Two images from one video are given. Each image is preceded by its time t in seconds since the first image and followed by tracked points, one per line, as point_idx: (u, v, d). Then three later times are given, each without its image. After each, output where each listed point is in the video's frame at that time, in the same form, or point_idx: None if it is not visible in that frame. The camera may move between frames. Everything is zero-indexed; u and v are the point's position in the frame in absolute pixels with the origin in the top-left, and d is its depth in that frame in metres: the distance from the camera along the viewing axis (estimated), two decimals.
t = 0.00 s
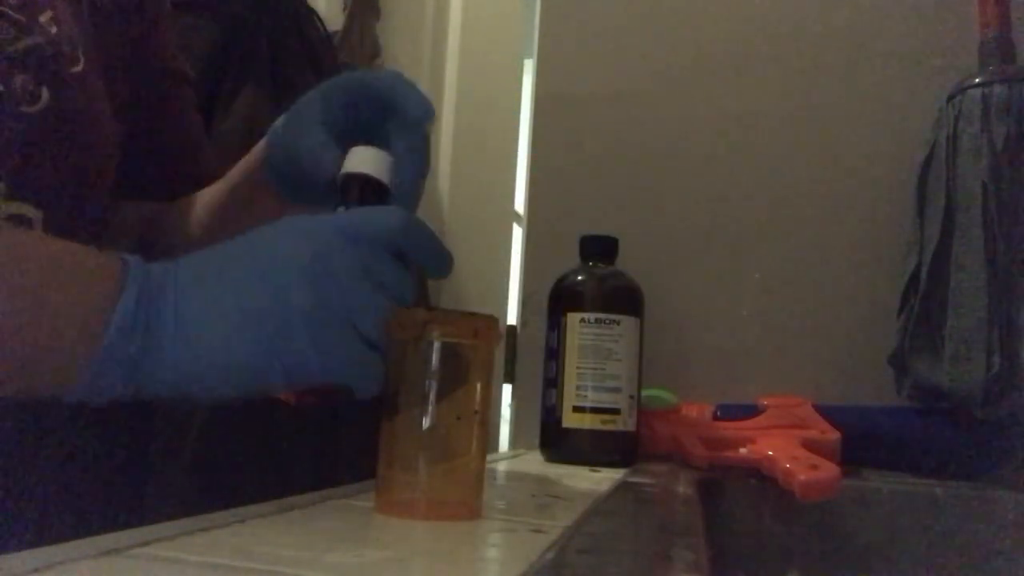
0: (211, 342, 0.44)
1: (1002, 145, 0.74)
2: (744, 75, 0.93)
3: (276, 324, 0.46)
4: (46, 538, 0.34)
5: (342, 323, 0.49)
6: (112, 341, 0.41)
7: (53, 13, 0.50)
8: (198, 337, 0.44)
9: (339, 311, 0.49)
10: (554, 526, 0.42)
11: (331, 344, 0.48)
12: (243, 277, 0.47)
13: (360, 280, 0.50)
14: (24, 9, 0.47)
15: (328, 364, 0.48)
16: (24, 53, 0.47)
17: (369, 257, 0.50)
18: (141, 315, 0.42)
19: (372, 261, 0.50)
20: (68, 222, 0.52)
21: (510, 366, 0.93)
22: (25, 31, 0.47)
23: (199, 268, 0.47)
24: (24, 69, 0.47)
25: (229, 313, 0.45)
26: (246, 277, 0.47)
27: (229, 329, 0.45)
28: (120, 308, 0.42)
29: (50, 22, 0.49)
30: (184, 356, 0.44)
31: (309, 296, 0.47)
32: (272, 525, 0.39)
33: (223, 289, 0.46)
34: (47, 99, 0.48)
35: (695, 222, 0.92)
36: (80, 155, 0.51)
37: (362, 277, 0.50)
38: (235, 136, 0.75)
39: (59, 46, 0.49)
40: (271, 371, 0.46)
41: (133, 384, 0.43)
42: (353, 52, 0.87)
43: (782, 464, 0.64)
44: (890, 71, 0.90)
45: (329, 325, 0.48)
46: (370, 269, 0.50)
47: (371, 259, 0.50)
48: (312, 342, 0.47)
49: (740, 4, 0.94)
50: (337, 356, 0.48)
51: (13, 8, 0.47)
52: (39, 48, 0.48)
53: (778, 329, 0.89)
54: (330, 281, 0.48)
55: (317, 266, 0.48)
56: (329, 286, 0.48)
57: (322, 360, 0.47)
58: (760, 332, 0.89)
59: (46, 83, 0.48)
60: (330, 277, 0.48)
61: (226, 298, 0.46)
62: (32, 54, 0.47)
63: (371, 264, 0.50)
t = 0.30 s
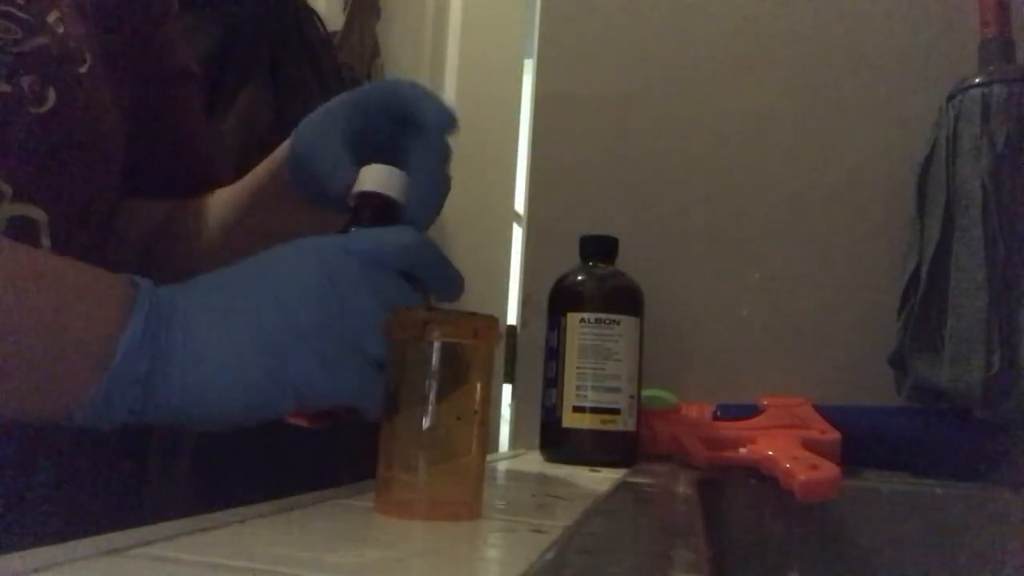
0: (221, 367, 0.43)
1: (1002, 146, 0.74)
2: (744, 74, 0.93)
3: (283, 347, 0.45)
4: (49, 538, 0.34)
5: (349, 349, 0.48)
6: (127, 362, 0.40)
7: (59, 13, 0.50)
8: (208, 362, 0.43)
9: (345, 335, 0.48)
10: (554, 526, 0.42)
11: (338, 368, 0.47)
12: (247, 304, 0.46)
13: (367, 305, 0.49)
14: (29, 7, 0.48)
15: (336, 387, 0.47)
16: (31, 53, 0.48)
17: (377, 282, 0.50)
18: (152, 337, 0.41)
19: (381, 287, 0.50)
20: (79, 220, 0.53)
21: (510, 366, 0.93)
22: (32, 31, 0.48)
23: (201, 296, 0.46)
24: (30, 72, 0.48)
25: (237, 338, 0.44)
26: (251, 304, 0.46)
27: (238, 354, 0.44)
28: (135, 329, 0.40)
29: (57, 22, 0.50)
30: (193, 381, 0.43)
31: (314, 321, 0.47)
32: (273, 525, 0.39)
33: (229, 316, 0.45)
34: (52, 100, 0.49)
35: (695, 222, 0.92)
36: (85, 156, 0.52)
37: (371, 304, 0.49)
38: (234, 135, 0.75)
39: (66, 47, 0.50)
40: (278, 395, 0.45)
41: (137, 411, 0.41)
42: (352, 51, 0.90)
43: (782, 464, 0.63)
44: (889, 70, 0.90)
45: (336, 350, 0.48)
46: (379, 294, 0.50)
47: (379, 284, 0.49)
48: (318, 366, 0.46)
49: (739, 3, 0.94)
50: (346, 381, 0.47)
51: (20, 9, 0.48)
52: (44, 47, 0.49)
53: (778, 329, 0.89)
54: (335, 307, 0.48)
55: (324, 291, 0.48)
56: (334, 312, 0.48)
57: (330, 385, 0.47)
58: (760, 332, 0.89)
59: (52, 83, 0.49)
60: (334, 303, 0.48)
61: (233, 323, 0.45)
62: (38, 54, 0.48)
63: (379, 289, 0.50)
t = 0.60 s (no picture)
0: (229, 366, 0.44)
1: (1002, 146, 0.74)
2: (745, 74, 0.93)
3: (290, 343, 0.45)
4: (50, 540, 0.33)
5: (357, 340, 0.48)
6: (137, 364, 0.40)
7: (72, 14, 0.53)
8: (216, 360, 0.43)
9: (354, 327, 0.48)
10: (554, 526, 0.42)
11: (347, 360, 0.47)
12: (253, 299, 0.46)
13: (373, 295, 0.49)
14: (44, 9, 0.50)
15: (347, 380, 0.47)
16: (42, 53, 0.49)
17: (382, 271, 0.49)
18: (162, 339, 0.42)
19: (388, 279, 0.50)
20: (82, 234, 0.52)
21: (510, 366, 0.93)
22: (45, 30, 0.50)
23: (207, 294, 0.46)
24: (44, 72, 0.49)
25: (245, 336, 0.45)
26: (257, 299, 0.46)
27: (244, 352, 0.44)
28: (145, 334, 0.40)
29: (70, 21, 0.52)
30: (203, 381, 0.43)
31: (321, 316, 0.47)
32: (272, 525, 0.39)
33: (237, 314, 0.45)
34: (64, 100, 0.50)
35: (695, 222, 0.92)
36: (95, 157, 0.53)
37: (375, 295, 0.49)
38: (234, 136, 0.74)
39: (78, 47, 0.52)
40: (285, 392, 0.46)
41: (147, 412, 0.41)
42: (354, 52, 0.87)
43: (782, 465, 0.64)
44: (890, 70, 0.90)
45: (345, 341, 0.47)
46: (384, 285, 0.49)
47: (382, 272, 0.49)
48: (325, 359, 0.46)
49: (740, 3, 0.94)
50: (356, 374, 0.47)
51: (35, 9, 0.50)
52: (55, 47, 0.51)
53: (779, 329, 0.89)
54: (342, 299, 0.48)
55: (330, 283, 0.48)
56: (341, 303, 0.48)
57: (337, 378, 0.47)
58: (760, 332, 0.89)
59: (63, 84, 0.50)
60: (342, 292, 0.48)
61: (239, 320, 0.45)
62: (50, 53, 0.50)
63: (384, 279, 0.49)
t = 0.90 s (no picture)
0: (221, 368, 0.45)
1: (1002, 146, 0.74)
2: (746, 73, 0.93)
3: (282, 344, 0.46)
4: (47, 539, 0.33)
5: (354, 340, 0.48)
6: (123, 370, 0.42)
7: (82, 22, 0.53)
8: (209, 361, 0.45)
9: (349, 327, 0.47)
10: (554, 526, 0.42)
11: (342, 359, 0.47)
12: (251, 298, 0.47)
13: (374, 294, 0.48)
14: (52, 20, 0.50)
15: (342, 379, 0.47)
16: (50, 61, 0.49)
17: (385, 269, 0.48)
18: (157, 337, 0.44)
19: (396, 277, 0.48)
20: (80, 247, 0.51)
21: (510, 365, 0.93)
22: (54, 39, 0.50)
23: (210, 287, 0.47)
24: (49, 81, 0.48)
25: (239, 336, 0.46)
26: (254, 298, 0.47)
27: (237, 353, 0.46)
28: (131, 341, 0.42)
29: (78, 30, 0.53)
30: (196, 381, 0.45)
31: (316, 316, 0.47)
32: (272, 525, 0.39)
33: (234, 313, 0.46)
34: (69, 110, 0.50)
35: (695, 221, 0.92)
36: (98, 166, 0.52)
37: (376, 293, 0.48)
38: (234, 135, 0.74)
39: (85, 55, 0.52)
40: (279, 390, 0.47)
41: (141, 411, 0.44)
42: (352, 51, 0.94)
43: (783, 464, 0.65)
44: (891, 70, 0.90)
45: (340, 342, 0.47)
46: (387, 283, 0.48)
47: (384, 271, 0.48)
48: (320, 360, 0.47)
49: (740, 3, 0.94)
50: (351, 373, 0.47)
51: (42, 17, 0.50)
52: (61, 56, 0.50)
53: (779, 329, 0.89)
54: (340, 299, 0.47)
55: (329, 281, 0.47)
56: (339, 302, 0.47)
57: (332, 377, 0.47)
58: (761, 332, 0.89)
59: (68, 93, 0.50)
60: (341, 292, 0.47)
61: (235, 320, 0.46)
62: (56, 63, 0.50)
63: (387, 279, 0.48)
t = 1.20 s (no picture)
0: (234, 322, 0.49)
1: (1002, 146, 0.74)
2: (746, 73, 0.93)
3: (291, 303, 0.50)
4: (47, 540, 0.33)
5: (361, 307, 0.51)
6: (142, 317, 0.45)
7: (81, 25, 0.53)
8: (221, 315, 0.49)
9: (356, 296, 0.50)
10: (553, 526, 0.42)
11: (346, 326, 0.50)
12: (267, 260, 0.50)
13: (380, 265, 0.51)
14: (52, 21, 0.51)
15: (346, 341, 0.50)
16: (49, 61, 0.50)
17: (390, 235, 0.52)
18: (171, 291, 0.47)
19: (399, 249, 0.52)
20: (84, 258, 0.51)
21: (510, 366, 0.93)
22: (53, 39, 0.51)
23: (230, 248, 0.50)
24: (49, 82, 0.49)
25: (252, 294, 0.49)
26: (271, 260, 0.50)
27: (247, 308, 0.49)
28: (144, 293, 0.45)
29: (76, 35, 0.52)
30: (208, 332, 0.48)
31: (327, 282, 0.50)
32: (272, 525, 0.39)
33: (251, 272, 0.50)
34: (69, 109, 0.50)
35: (695, 221, 0.92)
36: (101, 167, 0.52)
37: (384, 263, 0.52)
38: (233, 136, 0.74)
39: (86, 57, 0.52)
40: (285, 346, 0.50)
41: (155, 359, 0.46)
42: (352, 51, 0.95)
43: (783, 464, 0.63)
44: (890, 71, 0.90)
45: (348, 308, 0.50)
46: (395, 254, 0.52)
47: (391, 242, 0.52)
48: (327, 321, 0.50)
49: (740, 2, 0.94)
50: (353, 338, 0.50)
51: (42, 19, 0.50)
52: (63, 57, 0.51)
53: (778, 330, 0.89)
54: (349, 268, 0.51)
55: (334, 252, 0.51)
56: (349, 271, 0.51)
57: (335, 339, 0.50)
58: (761, 332, 0.89)
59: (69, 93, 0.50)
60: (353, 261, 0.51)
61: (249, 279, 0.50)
62: (57, 62, 0.50)
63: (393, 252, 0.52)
